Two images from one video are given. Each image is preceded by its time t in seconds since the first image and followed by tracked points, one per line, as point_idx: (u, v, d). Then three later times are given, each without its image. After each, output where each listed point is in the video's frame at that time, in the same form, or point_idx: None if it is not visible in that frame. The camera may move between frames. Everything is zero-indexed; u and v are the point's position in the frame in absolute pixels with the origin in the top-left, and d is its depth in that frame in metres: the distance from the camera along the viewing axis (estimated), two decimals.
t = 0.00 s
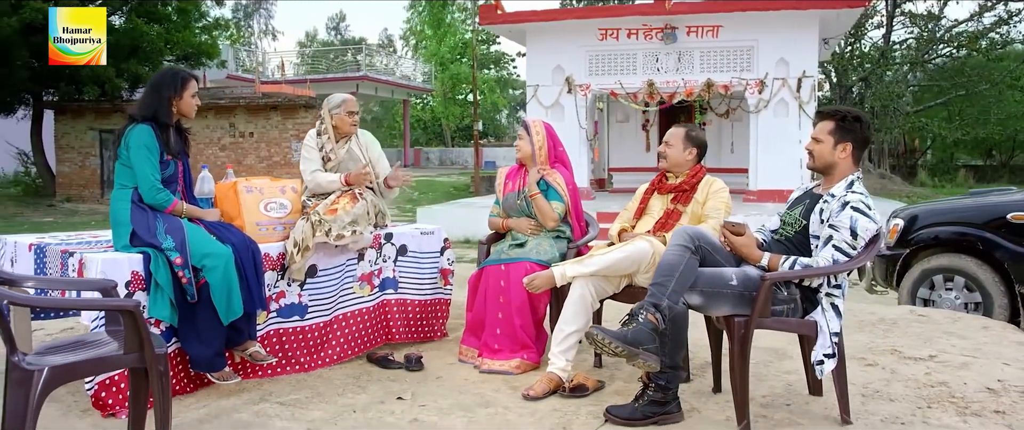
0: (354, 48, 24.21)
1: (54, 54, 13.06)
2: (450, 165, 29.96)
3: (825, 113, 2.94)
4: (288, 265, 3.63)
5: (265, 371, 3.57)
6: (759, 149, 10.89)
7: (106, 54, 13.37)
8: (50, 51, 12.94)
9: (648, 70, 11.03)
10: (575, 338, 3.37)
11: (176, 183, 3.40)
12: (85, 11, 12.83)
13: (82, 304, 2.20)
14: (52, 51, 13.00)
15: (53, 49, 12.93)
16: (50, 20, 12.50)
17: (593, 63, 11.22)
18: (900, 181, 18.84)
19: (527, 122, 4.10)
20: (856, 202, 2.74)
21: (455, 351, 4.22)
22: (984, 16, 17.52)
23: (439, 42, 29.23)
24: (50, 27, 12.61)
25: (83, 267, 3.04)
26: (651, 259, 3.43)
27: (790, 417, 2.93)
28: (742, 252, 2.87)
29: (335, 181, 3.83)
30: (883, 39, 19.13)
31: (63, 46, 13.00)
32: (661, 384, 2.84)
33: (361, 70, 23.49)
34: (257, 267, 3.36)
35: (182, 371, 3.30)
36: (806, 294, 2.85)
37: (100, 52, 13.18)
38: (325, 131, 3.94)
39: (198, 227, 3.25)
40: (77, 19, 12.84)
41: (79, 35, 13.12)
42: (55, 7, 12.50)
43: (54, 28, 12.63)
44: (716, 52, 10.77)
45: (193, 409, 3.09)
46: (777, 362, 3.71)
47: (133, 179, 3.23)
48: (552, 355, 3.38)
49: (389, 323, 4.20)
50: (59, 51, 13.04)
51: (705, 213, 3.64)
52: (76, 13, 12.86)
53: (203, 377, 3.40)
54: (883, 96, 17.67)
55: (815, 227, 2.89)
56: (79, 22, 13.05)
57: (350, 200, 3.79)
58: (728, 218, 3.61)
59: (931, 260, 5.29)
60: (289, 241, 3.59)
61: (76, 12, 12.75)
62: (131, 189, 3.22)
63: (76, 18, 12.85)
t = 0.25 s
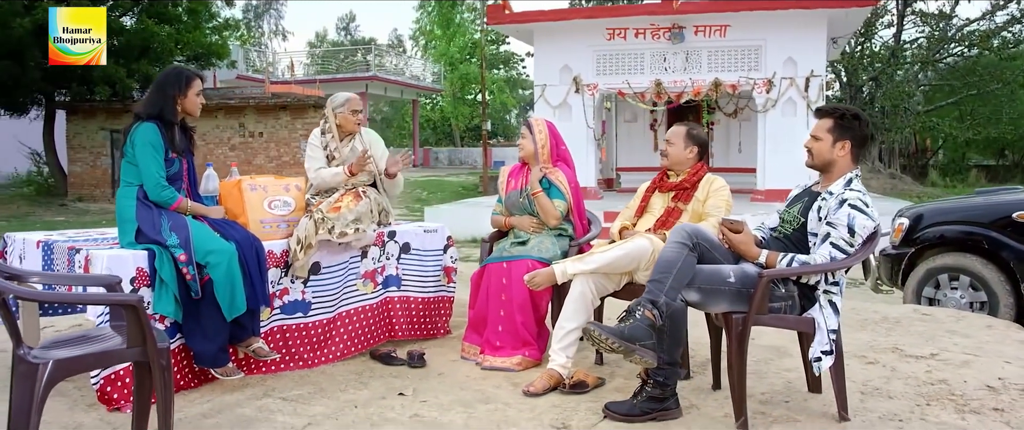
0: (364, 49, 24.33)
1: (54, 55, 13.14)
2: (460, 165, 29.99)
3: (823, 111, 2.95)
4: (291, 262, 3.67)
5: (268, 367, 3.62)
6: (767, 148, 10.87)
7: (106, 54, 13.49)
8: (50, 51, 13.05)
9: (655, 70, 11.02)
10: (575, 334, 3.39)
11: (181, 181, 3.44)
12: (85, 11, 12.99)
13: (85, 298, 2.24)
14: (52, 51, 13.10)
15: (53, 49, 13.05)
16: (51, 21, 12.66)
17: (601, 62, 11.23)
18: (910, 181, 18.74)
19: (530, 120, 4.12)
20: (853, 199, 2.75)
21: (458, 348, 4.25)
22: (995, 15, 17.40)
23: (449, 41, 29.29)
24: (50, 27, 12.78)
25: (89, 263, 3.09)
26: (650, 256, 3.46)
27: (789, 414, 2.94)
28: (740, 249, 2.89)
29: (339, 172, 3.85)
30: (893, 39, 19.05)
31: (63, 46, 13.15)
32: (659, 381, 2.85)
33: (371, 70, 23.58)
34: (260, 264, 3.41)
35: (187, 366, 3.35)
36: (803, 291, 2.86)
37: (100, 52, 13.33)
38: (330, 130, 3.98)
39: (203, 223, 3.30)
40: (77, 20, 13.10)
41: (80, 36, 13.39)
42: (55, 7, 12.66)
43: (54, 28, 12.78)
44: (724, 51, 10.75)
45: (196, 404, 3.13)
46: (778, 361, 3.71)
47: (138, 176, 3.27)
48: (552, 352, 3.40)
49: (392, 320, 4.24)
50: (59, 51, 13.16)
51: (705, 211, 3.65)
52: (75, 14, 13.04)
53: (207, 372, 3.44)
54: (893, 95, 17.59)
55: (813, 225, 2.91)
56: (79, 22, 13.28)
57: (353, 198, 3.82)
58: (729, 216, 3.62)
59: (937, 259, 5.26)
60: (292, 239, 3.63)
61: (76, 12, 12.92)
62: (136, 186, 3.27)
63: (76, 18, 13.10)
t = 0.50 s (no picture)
0: (372, 49, 24.42)
1: (52, 55, 12.94)
2: (468, 165, 30.01)
3: (823, 109, 2.96)
4: (294, 260, 3.70)
5: (271, 364, 3.66)
6: (774, 148, 10.85)
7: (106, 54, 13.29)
8: (50, 51, 12.83)
9: (662, 69, 11.02)
10: (576, 331, 3.40)
11: (185, 179, 3.48)
12: (85, 11, 12.92)
13: (89, 293, 2.28)
14: (51, 51, 12.89)
15: (53, 49, 12.85)
16: (51, 21, 12.57)
17: (607, 62, 11.23)
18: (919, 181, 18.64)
19: (533, 120, 4.14)
20: (851, 197, 2.76)
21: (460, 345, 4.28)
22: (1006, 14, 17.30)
23: (457, 41, 29.34)
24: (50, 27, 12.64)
25: (94, 260, 3.13)
26: (649, 254, 3.47)
27: (787, 411, 2.95)
28: (738, 246, 2.90)
29: (339, 179, 3.89)
30: (903, 38, 18.96)
31: (63, 46, 12.97)
32: (658, 377, 2.87)
33: (379, 71, 23.64)
34: (264, 261, 3.44)
35: (191, 362, 3.39)
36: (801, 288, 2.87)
37: (100, 52, 13.11)
38: (334, 129, 4.01)
39: (206, 221, 3.34)
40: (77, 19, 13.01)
41: (79, 35, 13.22)
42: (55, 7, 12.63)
43: (54, 27, 12.64)
44: (731, 51, 10.75)
45: (200, 399, 3.17)
46: (778, 358, 3.73)
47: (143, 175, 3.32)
48: (553, 349, 3.42)
49: (395, 317, 4.27)
50: (58, 51, 12.95)
51: (706, 209, 3.67)
52: (75, 13, 12.94)
53: (211, 369, 3.48)
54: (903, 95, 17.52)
55: (811, 222, 2.92)
56: (79, 22, 13.20)
57: (356, 196, 3.85)
58: (729, 215, 3.63)
59: (941, 258, 5.25)
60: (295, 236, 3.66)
61: (75, 11, 12.85)
62: (141, 184, 3.31)
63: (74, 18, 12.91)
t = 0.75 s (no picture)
0: (380, 49, 24.50)
1: (53, 54, 12.96)
2: (475, 165, 30.02)
3: (821, 107, 2.97)
4: (296, 257, 3.73)
5: (273, 360, 3.69)
6: (781, 148, 10.84)
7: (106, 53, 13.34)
8: (50, 51, 12.87)
9: (668, 69, 11.02)
10: (575, 328, 3.42)
11: (188, 177, 3.52)
12: (86, 11, 12.98)
13: (92, 288, 2.32)
14: (52, 51, 12.93)
15: (53, 48, 12.88)
16: (51, 21, 12.58)
17: (613, 62, 11.24)
18: (927, 181, 18.57)
19: (533, 119, 4.14)
20: (848, 194, 2.78)
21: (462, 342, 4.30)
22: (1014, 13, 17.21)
23: (464, 42, 29.37)
24: (50, 27, 12.65)
25: (98, 256, 3.17)
26: (648, 251, 3.48)
27: (785, 407, 2.97)
28: (736, 244, 2.92)
29: (335, 164, 3.91)
30: (910, 37, 18.88)
31: (63, 46, 13.00)
32: (656, 374, 2.88)
33: (385, 71, 23.70)
34: (266, 258, 3.47)
35: (194, 358, 3.42)
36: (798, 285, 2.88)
37: (100, 52, 13.20)
38: (335, 127, 4.03)
39: (209, 219, 3.37)
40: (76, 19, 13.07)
41: (80, 36, 13.28)
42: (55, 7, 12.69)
43: (54, 28, 12.66)
44: (736, 50, 10.74)
45: (202, 395, 3.20)
46: (778, 356, 3.74)
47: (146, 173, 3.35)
48: (552, 346, 3.44)
49: (397, 315, 4.30)
50: (58, 51, 12.98)
51: (705, 207, 3.68)
52: (75, 14, 13.01)
53: (214, 365, 3.52)
54: (910, 95, 17.46)
55: (808, 220, 2.93)
56: (79, 22, 13.23)
57: (358, 195, 3.88)
58: (728, 212, 3.64)
59: (944, 257, 5.23)
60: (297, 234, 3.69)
61: (76, 11, 12.92)
62: (144, 183, 3.35)
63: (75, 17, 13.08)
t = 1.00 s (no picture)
0: (384, 49, 24.55)
1: (54, 54, 12.98)
2: (479, 165, 30.05)
3: (816, 104, 2.98)
4: (297, 254, 3.76)
5: (273, 356, 3.72)
6: (785, 149, 10.84)
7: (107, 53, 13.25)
8: (51, 51, 12.86)
9: (671, 68, 11.01)
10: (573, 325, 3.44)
11: (188, 175, 3.55)
12: (86, 11, 12.78)
13: (91, 283, 2.34)
14: (52, 51, 12.93)
15: (53, 49, 12.87)
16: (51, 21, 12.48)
17: (616, 61, 11.23)
18: (932, 181, 18.51)
19: (531, 118, 4.09)
20: (843, 191, 2.79)
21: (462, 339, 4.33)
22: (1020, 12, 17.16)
23: (468, 42, 29.38)
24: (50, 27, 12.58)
25: (99, 253, 3.21)
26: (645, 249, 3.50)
27: (780, 403, 2.98)
28: (731, 240, 2.93)
29: (340, 158, 3.92)
30: (916, 36, 18.83)
31: (64, 46, 12.97)
32: (652, 370, 2.90)
33: (390, 71, 23.72)
34: (265, 255, 3.50)
35: (194, 354, 3.46)
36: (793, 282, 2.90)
37: (100, 52, 13.09)
38: (335, 126, 4.06)
39: (209, 216, 3.40)
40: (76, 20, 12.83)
41: (80, 35, 13.14)
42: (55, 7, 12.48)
43: (54, 28, 12.59)
44: (740, 49, 10.74)
45: (203, 391, 3.23)
46: (775, 354, 3.76)
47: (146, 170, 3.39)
48: (550, 343, 3.46)
49: (396, 312, 4.33)
50: (59, 51, 12.97)
51: (702, 204, 3.70)
52: (76, 14, 12.83)
53: (214, 361, 3.55)
54: (916, 95, 17.41)
55: (803, 217, 2.96)
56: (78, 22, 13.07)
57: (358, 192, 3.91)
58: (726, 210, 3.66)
59: (944, 255, 5.22)
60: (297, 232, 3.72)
61: (76, 11, 12.70)
62: (144, 180, 3.38)
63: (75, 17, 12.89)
